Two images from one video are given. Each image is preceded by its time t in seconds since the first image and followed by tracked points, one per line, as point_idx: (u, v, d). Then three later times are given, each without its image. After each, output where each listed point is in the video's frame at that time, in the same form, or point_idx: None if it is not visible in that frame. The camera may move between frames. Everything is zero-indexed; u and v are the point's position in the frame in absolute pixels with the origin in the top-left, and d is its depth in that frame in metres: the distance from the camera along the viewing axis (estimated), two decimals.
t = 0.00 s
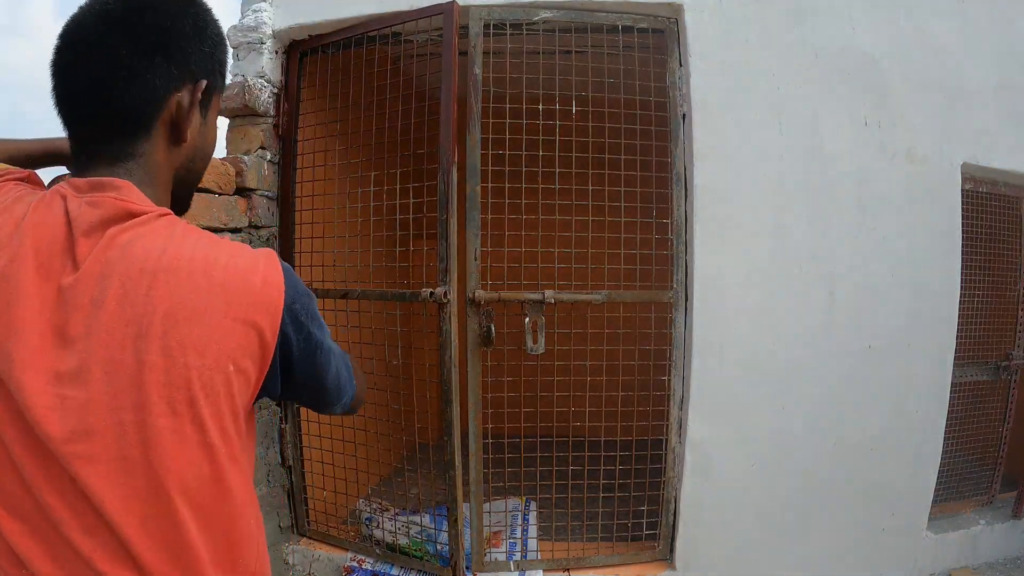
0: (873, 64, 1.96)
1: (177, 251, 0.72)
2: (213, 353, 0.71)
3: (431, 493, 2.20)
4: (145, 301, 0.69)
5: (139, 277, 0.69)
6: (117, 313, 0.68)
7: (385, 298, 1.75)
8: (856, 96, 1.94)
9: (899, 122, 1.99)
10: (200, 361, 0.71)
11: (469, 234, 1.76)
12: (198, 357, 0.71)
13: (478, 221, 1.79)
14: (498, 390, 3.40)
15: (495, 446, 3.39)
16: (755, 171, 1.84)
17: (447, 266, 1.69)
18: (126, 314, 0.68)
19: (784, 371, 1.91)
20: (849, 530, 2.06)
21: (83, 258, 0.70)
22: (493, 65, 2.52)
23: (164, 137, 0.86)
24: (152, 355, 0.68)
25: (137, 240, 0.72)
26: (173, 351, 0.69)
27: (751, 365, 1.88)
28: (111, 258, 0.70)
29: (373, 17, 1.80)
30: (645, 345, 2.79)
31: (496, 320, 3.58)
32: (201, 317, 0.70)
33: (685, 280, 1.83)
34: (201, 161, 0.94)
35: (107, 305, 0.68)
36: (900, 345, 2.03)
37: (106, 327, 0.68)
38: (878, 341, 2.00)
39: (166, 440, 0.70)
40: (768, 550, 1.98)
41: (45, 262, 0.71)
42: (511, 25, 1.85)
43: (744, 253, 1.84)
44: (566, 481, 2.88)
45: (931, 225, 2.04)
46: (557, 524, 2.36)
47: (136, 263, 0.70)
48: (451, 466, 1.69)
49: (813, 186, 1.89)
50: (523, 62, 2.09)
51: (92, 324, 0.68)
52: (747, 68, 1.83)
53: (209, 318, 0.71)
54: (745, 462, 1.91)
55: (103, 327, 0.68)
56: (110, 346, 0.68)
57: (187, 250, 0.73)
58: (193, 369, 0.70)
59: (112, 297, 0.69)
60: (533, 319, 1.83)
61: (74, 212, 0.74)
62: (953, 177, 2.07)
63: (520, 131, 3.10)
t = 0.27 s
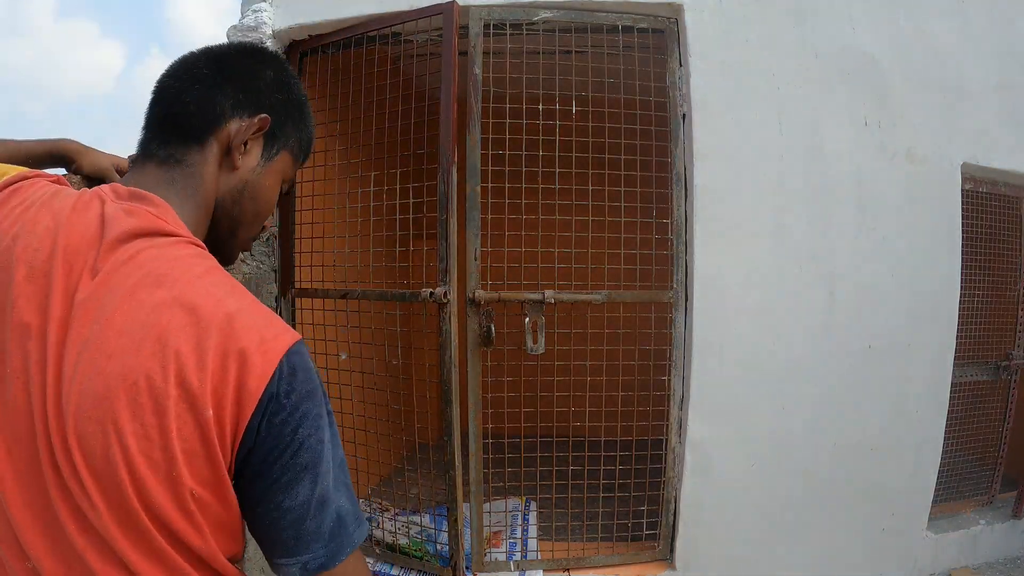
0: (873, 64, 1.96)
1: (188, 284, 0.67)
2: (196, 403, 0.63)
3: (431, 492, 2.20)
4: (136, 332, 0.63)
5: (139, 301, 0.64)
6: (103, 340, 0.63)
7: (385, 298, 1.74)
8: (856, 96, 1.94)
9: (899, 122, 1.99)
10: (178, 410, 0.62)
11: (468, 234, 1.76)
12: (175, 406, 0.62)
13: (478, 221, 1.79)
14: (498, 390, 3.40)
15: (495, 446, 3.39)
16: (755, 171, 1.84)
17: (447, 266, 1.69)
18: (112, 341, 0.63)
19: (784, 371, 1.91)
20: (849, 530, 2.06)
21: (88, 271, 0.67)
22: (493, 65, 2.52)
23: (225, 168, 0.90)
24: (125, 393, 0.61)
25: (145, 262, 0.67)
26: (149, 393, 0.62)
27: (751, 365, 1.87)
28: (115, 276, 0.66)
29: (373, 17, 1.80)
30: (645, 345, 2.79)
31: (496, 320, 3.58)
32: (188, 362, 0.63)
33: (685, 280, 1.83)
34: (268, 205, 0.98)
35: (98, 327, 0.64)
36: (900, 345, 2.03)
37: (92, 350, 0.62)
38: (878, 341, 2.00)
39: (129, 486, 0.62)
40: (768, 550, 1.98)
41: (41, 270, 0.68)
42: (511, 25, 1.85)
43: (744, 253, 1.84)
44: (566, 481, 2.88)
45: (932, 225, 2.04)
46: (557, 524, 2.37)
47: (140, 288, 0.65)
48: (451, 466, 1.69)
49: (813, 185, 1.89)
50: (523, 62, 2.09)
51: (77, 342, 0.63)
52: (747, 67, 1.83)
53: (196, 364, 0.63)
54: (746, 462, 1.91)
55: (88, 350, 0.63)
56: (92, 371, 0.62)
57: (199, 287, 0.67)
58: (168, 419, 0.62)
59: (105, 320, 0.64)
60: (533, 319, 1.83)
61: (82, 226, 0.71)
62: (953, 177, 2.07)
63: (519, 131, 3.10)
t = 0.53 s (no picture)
0: (873, 64, 1.96)
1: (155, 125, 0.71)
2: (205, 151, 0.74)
3: (431, 492, 2.20)
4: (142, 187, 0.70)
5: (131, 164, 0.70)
6: (134, 278, 0.68)
7: (385, 298, 1.74)
8: (855, 96, 1.94)
9: (899, 122, 1.99)
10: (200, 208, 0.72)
11: (468, 234, 1.76)
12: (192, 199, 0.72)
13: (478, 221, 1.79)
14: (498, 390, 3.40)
15: (495, 446, 3.39)
16: (755, 170, 1.84)
17: (447, 266, 1.69)
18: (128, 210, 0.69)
19: (784, 371, 1.91)
20: (849, 529, 2.06)
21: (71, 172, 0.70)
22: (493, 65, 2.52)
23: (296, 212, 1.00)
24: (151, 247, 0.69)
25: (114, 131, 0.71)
26: (169, 227, 0.70)
27: (751, 364, 1.87)
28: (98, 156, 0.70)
29: (373, 17, 1.81)
30: (645, 345, 2.79)
31: (495, 320, 3.58)
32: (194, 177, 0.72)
33: (685, 280, 1.83)
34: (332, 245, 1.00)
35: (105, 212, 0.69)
36: (900, 344, 2.03)
37: (104, 253, 0.67)
38: (879, 341, 2.00)
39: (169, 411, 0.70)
40: (768, 550, 1.98)
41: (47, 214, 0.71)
42: (511, 25, 1.85)
43: (744, 254, 1.84)
44: (566, 481, 2.88)
45: (931, 224, 2.04)
46: (557, 524, 2.36)
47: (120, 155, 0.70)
48: (451, 466, 1.70)
49: (813, 185, 1.90)
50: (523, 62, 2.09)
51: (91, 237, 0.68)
52: (747, 67, 1.83)
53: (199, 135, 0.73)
54: (746, 462, 1.91)
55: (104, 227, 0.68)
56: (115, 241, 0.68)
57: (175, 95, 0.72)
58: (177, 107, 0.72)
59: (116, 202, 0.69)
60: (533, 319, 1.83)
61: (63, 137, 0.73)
62: (953, 177, 2.07)
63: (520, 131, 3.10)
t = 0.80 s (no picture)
0: (872, 63, 1.96)
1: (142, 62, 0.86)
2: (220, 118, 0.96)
3: (431, 492, 2.20)
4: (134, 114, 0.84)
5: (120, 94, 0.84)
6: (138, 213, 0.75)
7: (385, 298, 1.74)
8: (855, 95, 1.94)
9: (899, 121, 1.99)
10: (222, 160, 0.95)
11: (468, 234, 1.76)
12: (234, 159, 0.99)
13: (478, 221, 1.79)
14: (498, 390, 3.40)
15: (495, 446, 3.39)
16: (755, 170, 1.84)
17: (447, 266, 1.69)
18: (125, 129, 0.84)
19: (784, 371, 1.91)
20: (848, 529, 2.06)
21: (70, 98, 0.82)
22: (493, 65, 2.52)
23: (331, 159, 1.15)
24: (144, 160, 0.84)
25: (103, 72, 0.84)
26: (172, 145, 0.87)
27: (751, 363, 1.87)
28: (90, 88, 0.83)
29: (373, 17, 1.81)
30: (645, 346, 2.78)
31: (495, 320, 3.58)
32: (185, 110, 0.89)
33: (685, 280, 1.83)
34: (289, 88, 0.95)
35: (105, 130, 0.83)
36: (899, 344, 2.03)
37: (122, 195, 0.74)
38: (878, 340, 2.00)
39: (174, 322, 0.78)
40: (768, 549, 1.98)
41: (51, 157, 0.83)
42: (511, 25, 1.85)
43: (744, 254, 1.84)
44: (566, 481, 2.88)
45: (931, 224, 2.04)
46: (557, 524, 2.36)
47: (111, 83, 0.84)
48: (451, 466, 1.70)
49: (813, 185, 1.89)
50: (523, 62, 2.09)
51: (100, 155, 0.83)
52: (747, 66, 1.83)
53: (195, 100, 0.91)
54: (745, 461, 1.91)
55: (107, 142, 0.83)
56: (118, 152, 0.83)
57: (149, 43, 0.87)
58: (171, 68, 0.88)
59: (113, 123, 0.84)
60: (533, 319, 1.83)
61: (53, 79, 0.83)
62: (953, 176, 2.07)
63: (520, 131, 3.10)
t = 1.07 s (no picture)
0: (872, 63, 1.96)
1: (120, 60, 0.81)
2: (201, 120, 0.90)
3: (431, 491, 2.20)
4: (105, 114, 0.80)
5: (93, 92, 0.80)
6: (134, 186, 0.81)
7: (385, 297, 1.74)
8: (855, 95, 1.94)
9: (899, 121, 1.99)
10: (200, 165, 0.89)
11: (469, 234, 1.76)
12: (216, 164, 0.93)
13: (478, 221, 1.79)
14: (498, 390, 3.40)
15: (495, 446, 3.39)
16: (755, 170, 1.84)
17: (447, 266, 1.69)
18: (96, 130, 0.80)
19: (785, 371, 1.91)
20: (848, 529, 2.06)
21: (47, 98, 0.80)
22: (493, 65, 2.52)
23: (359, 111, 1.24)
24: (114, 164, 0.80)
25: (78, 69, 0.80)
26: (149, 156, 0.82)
27: (751, 363, 1.88)
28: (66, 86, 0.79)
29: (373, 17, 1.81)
30: (645, 346, 2.78)
31: (495, 320, 3.58)
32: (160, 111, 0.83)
33: (685, 280, 1.83)
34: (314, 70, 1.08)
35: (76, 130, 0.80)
36: (899, 344, 2.03)
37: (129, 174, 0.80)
38: (878, 340, 2.00)
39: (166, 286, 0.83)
40: (768, 549, 1.98)
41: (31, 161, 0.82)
42: (511, 25, 1.85)
43: (744, 254, 1.84)
44: (566, 481, 2.88)
45: (931, 224, 2.04)
46: (557, 524, 2.36)
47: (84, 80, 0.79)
48: (451, 466, 1.70)
49: (813, 184, 1.89)
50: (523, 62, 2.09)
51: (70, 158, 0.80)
52: (746, 66, 1.83)
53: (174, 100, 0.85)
54: (745, 461, 1.91)
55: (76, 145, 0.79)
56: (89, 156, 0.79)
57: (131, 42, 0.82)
58: (153, 65, 0.83)
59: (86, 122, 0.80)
60: (533, 319, 1.83)
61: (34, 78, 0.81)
62: (953, 176, 2.07)
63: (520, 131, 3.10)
